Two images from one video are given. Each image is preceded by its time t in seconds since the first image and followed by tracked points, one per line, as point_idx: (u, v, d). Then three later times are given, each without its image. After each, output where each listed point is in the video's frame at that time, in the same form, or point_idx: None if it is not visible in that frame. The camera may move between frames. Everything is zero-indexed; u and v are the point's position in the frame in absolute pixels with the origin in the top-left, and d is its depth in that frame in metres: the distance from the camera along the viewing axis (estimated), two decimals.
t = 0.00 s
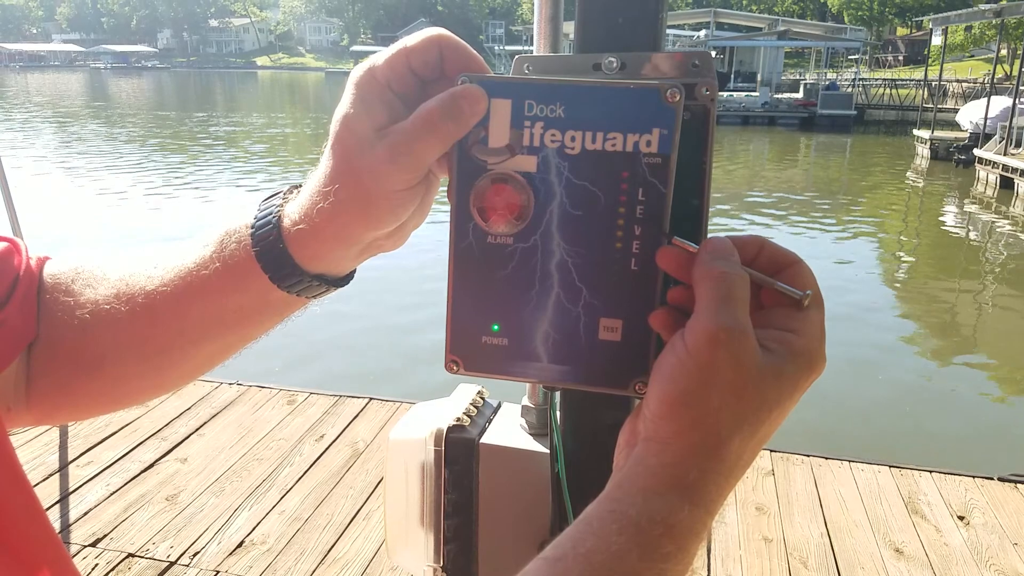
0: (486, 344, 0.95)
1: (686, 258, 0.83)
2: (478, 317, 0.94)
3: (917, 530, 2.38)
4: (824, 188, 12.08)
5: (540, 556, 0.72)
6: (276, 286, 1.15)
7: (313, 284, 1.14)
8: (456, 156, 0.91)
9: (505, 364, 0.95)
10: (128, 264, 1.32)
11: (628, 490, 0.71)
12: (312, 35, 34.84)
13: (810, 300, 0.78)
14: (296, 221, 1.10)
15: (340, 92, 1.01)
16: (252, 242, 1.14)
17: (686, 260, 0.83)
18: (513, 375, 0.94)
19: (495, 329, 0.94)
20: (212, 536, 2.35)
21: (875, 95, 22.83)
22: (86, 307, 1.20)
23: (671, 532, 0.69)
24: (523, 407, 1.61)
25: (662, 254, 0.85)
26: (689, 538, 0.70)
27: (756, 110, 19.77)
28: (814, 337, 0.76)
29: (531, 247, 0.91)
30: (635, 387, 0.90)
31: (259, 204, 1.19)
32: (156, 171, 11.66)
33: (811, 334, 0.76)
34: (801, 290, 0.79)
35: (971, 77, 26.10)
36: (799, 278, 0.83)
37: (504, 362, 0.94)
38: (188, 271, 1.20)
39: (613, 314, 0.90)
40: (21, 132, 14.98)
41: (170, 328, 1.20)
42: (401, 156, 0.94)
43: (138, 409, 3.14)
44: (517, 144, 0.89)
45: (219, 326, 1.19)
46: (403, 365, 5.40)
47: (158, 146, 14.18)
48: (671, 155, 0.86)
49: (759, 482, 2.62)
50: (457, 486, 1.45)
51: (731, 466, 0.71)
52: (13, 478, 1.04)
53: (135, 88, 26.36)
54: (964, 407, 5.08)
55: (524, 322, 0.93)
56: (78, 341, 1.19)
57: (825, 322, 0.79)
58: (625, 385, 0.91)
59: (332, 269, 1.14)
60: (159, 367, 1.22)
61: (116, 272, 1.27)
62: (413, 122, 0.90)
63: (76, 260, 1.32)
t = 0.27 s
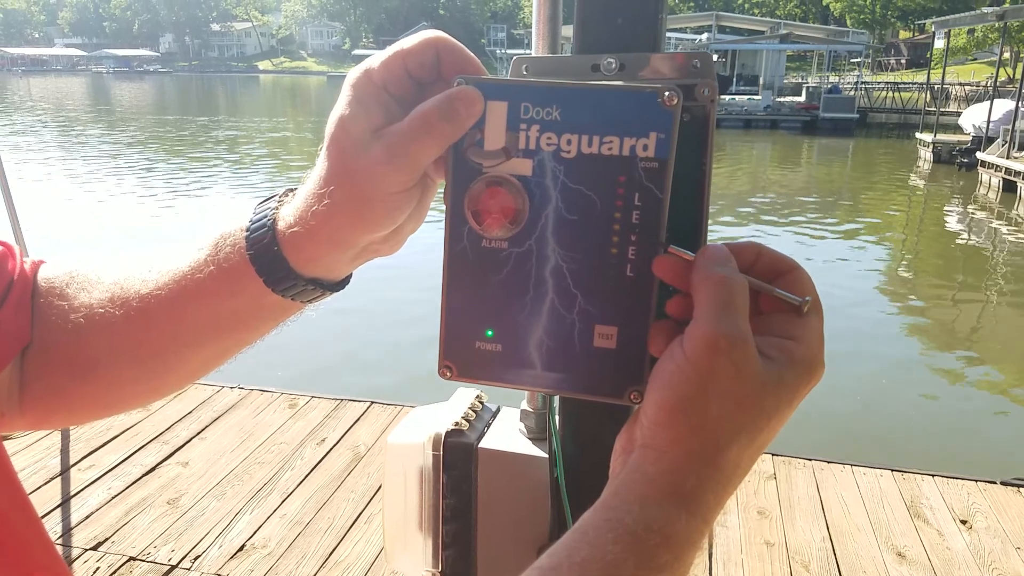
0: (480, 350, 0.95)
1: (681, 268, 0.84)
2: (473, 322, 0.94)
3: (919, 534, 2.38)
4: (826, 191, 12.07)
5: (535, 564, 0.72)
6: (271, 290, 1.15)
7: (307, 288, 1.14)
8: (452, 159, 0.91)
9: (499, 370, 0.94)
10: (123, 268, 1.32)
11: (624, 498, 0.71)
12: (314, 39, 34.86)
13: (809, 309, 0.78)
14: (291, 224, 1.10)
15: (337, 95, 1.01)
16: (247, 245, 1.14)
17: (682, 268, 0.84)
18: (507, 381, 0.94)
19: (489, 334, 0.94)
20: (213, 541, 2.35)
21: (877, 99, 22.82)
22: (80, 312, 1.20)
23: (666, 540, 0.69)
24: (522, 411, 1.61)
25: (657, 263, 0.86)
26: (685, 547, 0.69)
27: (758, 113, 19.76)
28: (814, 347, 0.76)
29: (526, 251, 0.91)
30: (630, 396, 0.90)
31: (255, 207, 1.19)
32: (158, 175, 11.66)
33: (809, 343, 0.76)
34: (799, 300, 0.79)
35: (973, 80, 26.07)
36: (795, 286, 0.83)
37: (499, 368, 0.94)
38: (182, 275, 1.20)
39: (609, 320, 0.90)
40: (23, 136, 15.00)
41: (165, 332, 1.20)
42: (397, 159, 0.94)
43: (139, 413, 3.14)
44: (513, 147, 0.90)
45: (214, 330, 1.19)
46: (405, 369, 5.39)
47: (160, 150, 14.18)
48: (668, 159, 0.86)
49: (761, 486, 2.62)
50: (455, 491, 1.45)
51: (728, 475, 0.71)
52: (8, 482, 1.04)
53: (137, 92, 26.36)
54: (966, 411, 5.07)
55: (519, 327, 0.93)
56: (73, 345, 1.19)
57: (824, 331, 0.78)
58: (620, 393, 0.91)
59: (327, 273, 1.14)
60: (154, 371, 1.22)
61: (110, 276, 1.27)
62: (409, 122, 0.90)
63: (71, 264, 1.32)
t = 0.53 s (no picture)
0: (481, 351, 0.95)
1: (683, 274, 0.84)
2: (473, 323, 0.94)
3: (921, 535, 2.37)
4: (828, 192, 12.06)
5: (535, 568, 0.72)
6: (270, 291, 1.15)
7: (308, 289, 1.14)
8: (452, 159, 0.92)
9: (499, 371, 0.94)
10: (124, 269, 1.32)
11: (624, 504, 0.71)
12: (316, 41, 34.92)
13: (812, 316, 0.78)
14: (292, 224, 1.10)
15: (339, 95, 1.02)
16: (247, 246, 1.15)
17: (684, 274, 0.84)
18: (508, 383, 0.94)
19: (490, 336, 0.94)
20: (215, 542, 2.35)
21: (879, 99, 22.81)
22: (81, 313, 1.21)
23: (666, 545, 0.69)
24: (524, 413, 1.61)
25: (658, 269, 0.86)
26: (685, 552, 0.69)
27: (760, 114, 19.75)
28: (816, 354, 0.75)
29: (526, 251, 0.91)
30: (632, 398, 0.90)
31: (256, 208, 1.19)
32: (160, 177, 11.67)
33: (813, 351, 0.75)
34: (802, 305, 0.78)
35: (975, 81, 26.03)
36: (798, 292, 0.83)
37: (499, 369, 0.94)
38: (182, 276, 1.20)
39: (610, 322, 0.90)
40: (25, 139, 15.02)
41: (165, 332, 1.20)
42: (397, 158, 0.94)
43: (141, 414, 3.15)
44: (513, 147, 0.90)
45: (213, 331, 1.19)
46: (407, 371, 5.39)
47: (162, 152, 14.20)
48: (668, 158, 0.86)
49: (763, 487, 2.62)
50: (456, 492, 1.44)
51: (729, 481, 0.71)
52: (7, 484, 1.04)
53: (139, 95, 26.40)
54: (969, 412, 5.06)
55: (520, 328, 0.93)
56: (74, 345, 1.19)
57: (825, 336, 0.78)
58: (621, 395, 0.91)
59: (327, 274, 1.14)
60: (154, 372, 1.22)
61: (110, 277, 1.27)
62: (409, 123, 0.91)
63: (73, 266, 1.32)
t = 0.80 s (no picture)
0: (479, 350, 0.95)
1: (681, 274, 0.84)
2: (472, 322, 0.94)
3: (920, 535, 2.37)
4: (828, 192, 12.06)
5: (531, 567, 0.72)
6: (270, 290, 1.15)
7: (307, 288, 1.14)
8: (450, 158, 0.92)
9: (498, 369, 0.95)
10: (125, 268, 1.33)
11: (620, 504, 0.71)
12: (316, 41, 34.90)
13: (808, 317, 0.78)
14: (291, 223, 1.11)
15: (338, 94, 1.02)
16: (246, 245, 1.15)
17: (682, 274, 0.84)
18: (506, 382, 0.94)
19: (489, 334, 0.94)
20: (215, 542, 2.35)
21: (879, 99, 22.81)
22: (81, 312, 1.21)
23: (662, 545, 0.69)
24: (522, 411, 1.61)
25: (656, 268, 0.86)
26: (680, 553, 0.70)
27: (760, 114, 19.74)
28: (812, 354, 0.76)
29: (525, 250, 0.91)
30: (630, 396, 0.90)
31: (255, 207, 1.20)
32: (160, 177, 11.66)
33: (808, 351, 0.76)
34: (799, 305, 0.79)
35: (975, 81, 26.04)
36: (795, 292, 0.84)
37: (497, 368, 0.94)
38: (181, 275, 1.21)
39: (607, 320, 0.90)
40: (25, 139, 15.01)
41: (165, 331, 1.20)
42: (396, 158, 0.95)
43: (141, 414, 3.15)
44: (511, 146, 0.90)
45: (213, 330, 1.19)
46: (407, 370, 5.39)
47: (162, 152, 14.19)
48: (665, 156, 0.86)
49: (762, 486, 2.62)
50: (455, 491, 1.45)
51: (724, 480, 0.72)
52: (10, 485, 1.04)
53: (139, 94, 26.40)
54: (968, 412, 5.06)
55: (518, 327, 0.93)
56: (75, 345, 1.20)
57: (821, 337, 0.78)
58: (620, 393, 0.91)
59: (326, 273, 1.14)
60: (154, 371, 1.22)
61: (111, 276, 1.28)
62: (407, 122, 0.91)
63: (75, 265, 1.33)
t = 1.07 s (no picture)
0: (482, 347, 0.95)
1: (682, 273, 0.84)
2: (473, 321, 0.95)
3: (921, 534, 2.37)
4: (831, 191, 12.04)
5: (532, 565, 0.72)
6: (272, 288, 1.16)
7: (309, 286, 1.15)
8: (452, 157, 0.92)
9: (500, 367, 0.95)
10: (126, 266, 1.33)
11: (621, 503, 0.71)
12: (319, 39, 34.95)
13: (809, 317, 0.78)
14: (293, 221, 1.11)
15: (341, 92, 1.03)
16: (249, 244, 1.15)
17: (683, 273, 0.84)
18: (507, 379, 0.94)
19: (490, 333, 0.94)
20: (217, 539, 2.35)
21: (882, 98, 22.78)
22: (85, 310, 1.21)
23: (665, 544, 0.69)
24: (523, 408, 1.60)
25: (657, 268, 0.86)
26: (682, 551, 0.70)
27: (763, 113, 19.72)
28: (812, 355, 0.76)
29: (526, 248, 0.92)
30: (631, 393, 0.90)
31: (257, 205, 1.20)
32: (162, 175, 11.67)
33: (808, 352, 0.76)
34: (800, 305, 0.79)
35: (979, 80, 25.98)
36: (795, 293, 0.84)
37: (499, 366, 0.95)
38: (184, 274, 1.21)
39: (608, 318, 0.90)
40: (28, 136, 15.03)
41: (167, 329, 1.20)
42: (397, 156, 0.95)
43: (143, 412, 3.15)
44: (512, 144, 0.90)
45: (215, 329, 1.20)
46: (409, 369, 5.39)
47: (164, 150, 14.20)
48: (667, 154, 0.86)
49: (763, 485, 2.62)
50: (456, 488, 1.45)
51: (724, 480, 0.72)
52: (12, 483, 1.05)
53: (142, 92, 26.41)
54: (970, 411, 5.05)
55: (520, 325, 0.93)
56: (78, 343, 1.20)
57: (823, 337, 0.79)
58: (621, 391, 0.91)
59: (328, 271, 1.14)
60: (157, 369, 1.22)
61: (114, 275, 1.28)
62: (408, 121, 0.91)
63: (79, 264, 1.33)
